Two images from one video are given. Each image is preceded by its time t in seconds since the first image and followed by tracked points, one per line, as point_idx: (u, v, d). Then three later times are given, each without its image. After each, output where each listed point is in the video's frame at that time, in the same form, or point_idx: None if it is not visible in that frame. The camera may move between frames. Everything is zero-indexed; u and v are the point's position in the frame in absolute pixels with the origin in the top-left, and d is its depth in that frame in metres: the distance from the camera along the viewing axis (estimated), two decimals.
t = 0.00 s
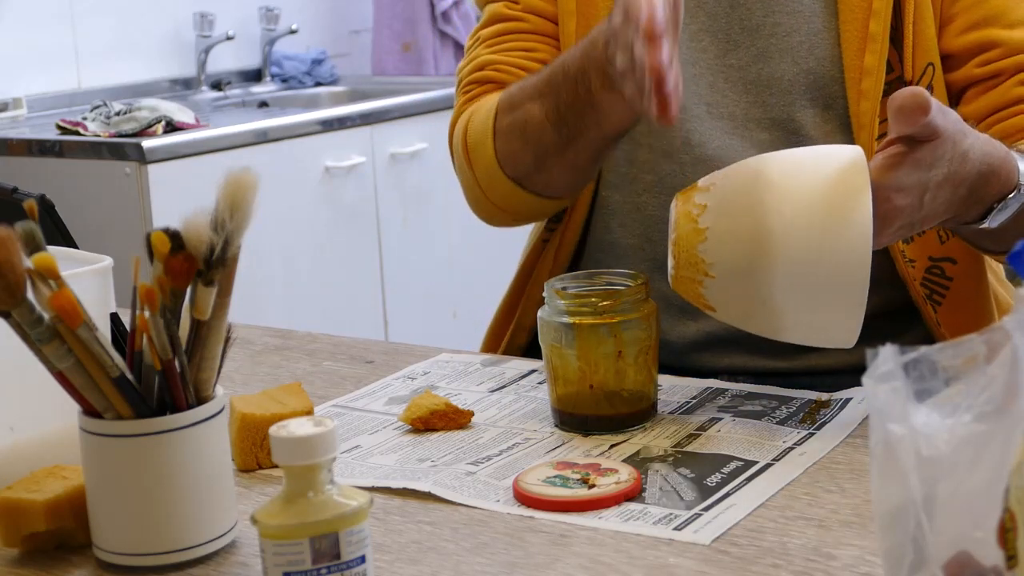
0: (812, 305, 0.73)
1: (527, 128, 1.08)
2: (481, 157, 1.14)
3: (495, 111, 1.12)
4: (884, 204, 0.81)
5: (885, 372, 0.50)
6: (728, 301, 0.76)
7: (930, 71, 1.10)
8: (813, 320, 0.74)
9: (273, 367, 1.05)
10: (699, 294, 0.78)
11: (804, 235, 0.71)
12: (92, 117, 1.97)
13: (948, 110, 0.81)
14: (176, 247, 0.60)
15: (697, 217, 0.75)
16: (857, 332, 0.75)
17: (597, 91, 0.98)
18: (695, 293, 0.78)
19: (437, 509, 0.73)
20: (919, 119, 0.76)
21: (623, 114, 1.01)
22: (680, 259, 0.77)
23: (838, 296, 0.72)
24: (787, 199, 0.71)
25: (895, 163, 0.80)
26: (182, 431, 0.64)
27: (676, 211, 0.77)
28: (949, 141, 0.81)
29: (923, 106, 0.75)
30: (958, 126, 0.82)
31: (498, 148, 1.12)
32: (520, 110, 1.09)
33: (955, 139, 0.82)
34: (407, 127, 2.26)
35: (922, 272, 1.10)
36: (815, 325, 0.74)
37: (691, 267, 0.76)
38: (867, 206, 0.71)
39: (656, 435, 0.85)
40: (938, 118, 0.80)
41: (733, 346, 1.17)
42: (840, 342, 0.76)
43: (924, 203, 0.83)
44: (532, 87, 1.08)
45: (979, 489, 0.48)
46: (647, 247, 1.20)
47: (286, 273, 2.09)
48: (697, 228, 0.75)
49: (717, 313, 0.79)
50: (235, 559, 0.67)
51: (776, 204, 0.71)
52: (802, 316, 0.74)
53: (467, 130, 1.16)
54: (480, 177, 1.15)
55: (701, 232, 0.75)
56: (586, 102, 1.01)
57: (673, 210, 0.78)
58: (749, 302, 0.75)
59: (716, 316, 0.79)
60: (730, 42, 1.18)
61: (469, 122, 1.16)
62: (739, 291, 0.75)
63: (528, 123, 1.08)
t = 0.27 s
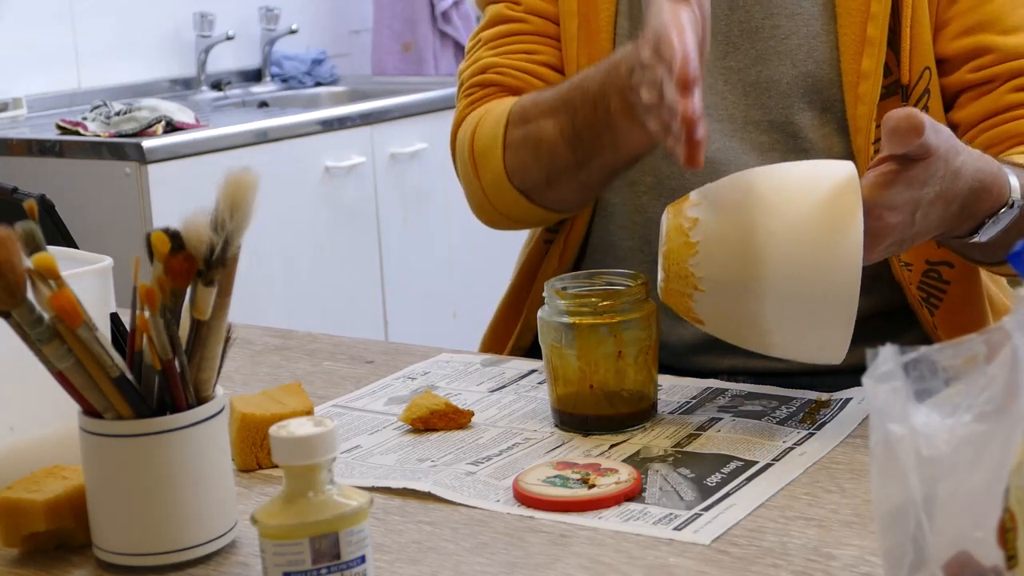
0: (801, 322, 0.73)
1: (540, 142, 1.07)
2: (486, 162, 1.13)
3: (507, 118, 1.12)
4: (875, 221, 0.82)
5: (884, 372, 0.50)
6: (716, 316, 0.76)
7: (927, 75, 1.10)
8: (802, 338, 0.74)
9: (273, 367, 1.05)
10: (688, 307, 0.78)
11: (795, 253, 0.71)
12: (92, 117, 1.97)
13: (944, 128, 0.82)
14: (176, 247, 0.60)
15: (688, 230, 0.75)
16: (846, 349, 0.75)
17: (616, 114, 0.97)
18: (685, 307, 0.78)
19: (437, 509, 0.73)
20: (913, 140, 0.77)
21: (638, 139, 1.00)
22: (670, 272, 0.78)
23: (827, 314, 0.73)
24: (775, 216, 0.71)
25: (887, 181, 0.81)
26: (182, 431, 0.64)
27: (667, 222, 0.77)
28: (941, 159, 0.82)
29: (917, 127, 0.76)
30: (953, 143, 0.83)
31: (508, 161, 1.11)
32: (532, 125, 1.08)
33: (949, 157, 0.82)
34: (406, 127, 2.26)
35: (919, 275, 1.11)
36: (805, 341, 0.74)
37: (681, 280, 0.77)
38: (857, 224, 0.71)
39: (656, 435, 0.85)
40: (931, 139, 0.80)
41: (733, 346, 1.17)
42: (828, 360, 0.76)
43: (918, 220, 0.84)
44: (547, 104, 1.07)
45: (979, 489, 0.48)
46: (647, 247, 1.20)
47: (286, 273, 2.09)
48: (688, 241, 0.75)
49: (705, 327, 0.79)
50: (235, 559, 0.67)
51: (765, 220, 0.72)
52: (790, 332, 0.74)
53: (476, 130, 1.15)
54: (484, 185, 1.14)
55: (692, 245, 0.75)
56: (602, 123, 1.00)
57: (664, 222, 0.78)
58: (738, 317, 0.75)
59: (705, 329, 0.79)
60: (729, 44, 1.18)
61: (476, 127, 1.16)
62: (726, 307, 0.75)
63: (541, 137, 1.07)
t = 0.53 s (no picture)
0: (800, 335, 0.74)
1: (559, 64, 1.04)
2: (497, 126, 1.10)
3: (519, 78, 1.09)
4: (874, 232, 0.80)
5: (884, 372, 0.51)
6: (714, 328, 0.77)
7: (926, 75, 1.10)
8: (799, 350, 0.75)
9: (272, 367, 1.05)
10: (685, 319, 0.78)
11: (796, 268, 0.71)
12: (92, 117, 1.97)
13: (940, 138, 0.81)
14: (176, 247, 0.60)
15: (686, 243, 0.75)
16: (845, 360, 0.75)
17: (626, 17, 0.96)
18: (682, 319, 0.78)
19: (437, 509, 0.73)
20: (911, 152, 0.76)
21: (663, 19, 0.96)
22: (666, 284, 0.77)
23: (826, 328, 0.73)
24: (774, 230, 0.72)
25: (885, 192, 0.80)
26: (182, 431, 0.64)
27: (664, 234, 0.77)
28: (939, 169, 0.81)
29: (915, 139, 0.76)
30: (948, 153, 0.82)
31: (524, 108, 1.07)
32: (549, 56, 1.06)
33: (945, 167, 0.82)
34: (407, 127, 2.26)
35: (920, 275, 1.10)
36: (802, 351, 0.75)
37: (678, 292, 0.77)
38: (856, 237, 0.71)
39: (656, 435, 0.85)
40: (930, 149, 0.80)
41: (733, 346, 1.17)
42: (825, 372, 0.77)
43: (915, 232, 0.83)
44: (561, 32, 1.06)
45: (979, 489, 0.48)
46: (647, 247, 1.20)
47: (286, 273, 2.09)
48: (686, 253, 0.75)
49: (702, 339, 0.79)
50: (235, 559, 0.67)
51: (763, 234, 0.72)
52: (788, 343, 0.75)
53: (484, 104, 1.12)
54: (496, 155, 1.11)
55: (690, 257, 0.75)
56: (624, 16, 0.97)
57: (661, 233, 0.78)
58: (736, 329, 0.76)
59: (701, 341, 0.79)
60: (729, 44, 1.18)
61: (483, 102, 1.12)
62: (724, 317, 0.75)
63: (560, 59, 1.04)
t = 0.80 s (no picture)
0: (797, 343, 0.76)
1: (575, 141, 1.08)
2: (510, 163, 1.13)
3: (537, 119, 1.12)
4: (871, 244, 0.81)
5: (884, 372, 0.51)
6: (710, 337, 0.79)
7: (927, 77, 1.11)
8: (794, 359, 0.77)
9: (272, 367, 1.05)
10: (679, 327, 0.80)
11: (794, 279, 0.73)
12: (92, 117, 1.97)
13: (938, 149, 0.82)
14: (176, 247, 0.60)
15: (682, 253, 0.77)
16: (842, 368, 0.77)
17: (663, 113, 0.98)
18: (678, 328, 0.80)
19: (437, 509, 0.73)
20: (909, 167, 0.77)
21: (682, 141, 1.01)
22: (663, 294, 0.79)
23: (822, 335, 0.75)
24: (772, 241, 0.74)
25: (883, 204, 0.81)
26: (182, 431, 0.64)
27: (662, 244, 0.79)
28: (936, 180, 0.81)
29: (913, 153, 0.76)
30: (946, 164, 0.83)
31: (536, 161, 1.12)
32: (566, 125, 1.09)
33: (943, 177, 0.82)
34: (407, 127, 2.26)
35: (920, 277, 1.10)
36: (798, 359, 0.77)
37: (675, 302, 0.79)
38: (852, 245, 0.73)
39: (656, 435, 0.85)
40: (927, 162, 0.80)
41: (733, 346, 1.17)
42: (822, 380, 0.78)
43: (913, 241, 0.84)
44: (581, 103, 1.08)
45: (979, 489, 0.48)
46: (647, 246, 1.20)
47: (285, 273, 2.09)
48: (682, 263, 0.77)
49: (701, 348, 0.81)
50: (235, 559, 0.67)
51: (761, 244, 0.74)
52: (783, 353, 0.77)
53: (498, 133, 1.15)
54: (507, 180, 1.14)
55: (687, 266, 0.77)
56: (648, 125, 1.02)
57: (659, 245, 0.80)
58: (734, 338, 0.78)
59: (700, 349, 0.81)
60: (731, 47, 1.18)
61: (499, 126, 1.15)
62: (722, 326, 0.77)
63: (578, 138, 1.08)
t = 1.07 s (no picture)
0: (809, 330, 0.70)
1: (591, 85, 1.03)
2: (520, 131, 1.09)
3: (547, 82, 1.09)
4: (883, 227, 0.79)
5: (884, 372, 0.50)
6: (722, 325, 0.73)
7: (929, 74, 1.10)
8: (806, 348, 0.71)
9: (273, 367, 1.05)
10: (692, 314, 0.75)
11: (806, 259, 0.68)
12: (92, 117, 1.97)
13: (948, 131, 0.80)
14: (176, 247, 0.60)
15: (693, 235, 0.73)
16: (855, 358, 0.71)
17: (681, 25, 0.94)
18: (690, 313, 0.75)
19: (437, 509, 0.73)
20: (921, 148, 0.73)
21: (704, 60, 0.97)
22: (673, 279, 0.74)
23: (834, 323, 0.69)
24: (784, 221, 0.69)
25: (894, 186, 0.79)
26: (182, 431, 0.64)
27: (672, 229, 0.75)
28: (947, 164, 0.80)
29: (925, 135, 0.72)
30: (956, 147, 0.81)
31: (552, 118, 1.07)
32: (581, 73, 1.05)
33: (954, 162, 0.81)
34: (407, 127, 2.26)
35: (923, 275, 1.10)
36: (812, 353, 0.71)
37: (686, 286, 0.74)
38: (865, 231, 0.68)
39: (656, 435, 0.85)
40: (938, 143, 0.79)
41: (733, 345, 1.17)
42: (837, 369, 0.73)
43: (926, 227, 0.82)
44: (597, 50, 1.05)
45: (979, 489, 0.48)
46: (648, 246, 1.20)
47: (285, 273, 2.09)
48: (693, 246, 0.73)
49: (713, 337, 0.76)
50: (235, 559, 0.67)
51: (771, 227, 0.69)
52: (795, 341, 0.71)
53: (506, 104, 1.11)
54: (516, 160, 1.10)
55: (698, 249, 0.72)
56: (666, 49, 0.97)
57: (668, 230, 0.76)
58: (744, 327, 0.72)
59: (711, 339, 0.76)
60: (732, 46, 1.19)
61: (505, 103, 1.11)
62: (733, 313, 0.72)
63: (593, 80, 1.03)
